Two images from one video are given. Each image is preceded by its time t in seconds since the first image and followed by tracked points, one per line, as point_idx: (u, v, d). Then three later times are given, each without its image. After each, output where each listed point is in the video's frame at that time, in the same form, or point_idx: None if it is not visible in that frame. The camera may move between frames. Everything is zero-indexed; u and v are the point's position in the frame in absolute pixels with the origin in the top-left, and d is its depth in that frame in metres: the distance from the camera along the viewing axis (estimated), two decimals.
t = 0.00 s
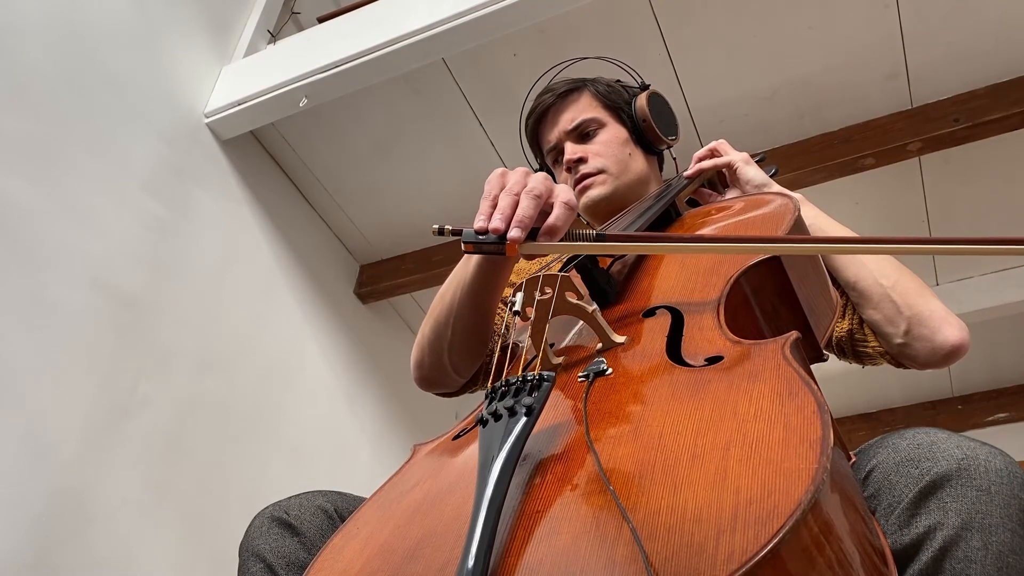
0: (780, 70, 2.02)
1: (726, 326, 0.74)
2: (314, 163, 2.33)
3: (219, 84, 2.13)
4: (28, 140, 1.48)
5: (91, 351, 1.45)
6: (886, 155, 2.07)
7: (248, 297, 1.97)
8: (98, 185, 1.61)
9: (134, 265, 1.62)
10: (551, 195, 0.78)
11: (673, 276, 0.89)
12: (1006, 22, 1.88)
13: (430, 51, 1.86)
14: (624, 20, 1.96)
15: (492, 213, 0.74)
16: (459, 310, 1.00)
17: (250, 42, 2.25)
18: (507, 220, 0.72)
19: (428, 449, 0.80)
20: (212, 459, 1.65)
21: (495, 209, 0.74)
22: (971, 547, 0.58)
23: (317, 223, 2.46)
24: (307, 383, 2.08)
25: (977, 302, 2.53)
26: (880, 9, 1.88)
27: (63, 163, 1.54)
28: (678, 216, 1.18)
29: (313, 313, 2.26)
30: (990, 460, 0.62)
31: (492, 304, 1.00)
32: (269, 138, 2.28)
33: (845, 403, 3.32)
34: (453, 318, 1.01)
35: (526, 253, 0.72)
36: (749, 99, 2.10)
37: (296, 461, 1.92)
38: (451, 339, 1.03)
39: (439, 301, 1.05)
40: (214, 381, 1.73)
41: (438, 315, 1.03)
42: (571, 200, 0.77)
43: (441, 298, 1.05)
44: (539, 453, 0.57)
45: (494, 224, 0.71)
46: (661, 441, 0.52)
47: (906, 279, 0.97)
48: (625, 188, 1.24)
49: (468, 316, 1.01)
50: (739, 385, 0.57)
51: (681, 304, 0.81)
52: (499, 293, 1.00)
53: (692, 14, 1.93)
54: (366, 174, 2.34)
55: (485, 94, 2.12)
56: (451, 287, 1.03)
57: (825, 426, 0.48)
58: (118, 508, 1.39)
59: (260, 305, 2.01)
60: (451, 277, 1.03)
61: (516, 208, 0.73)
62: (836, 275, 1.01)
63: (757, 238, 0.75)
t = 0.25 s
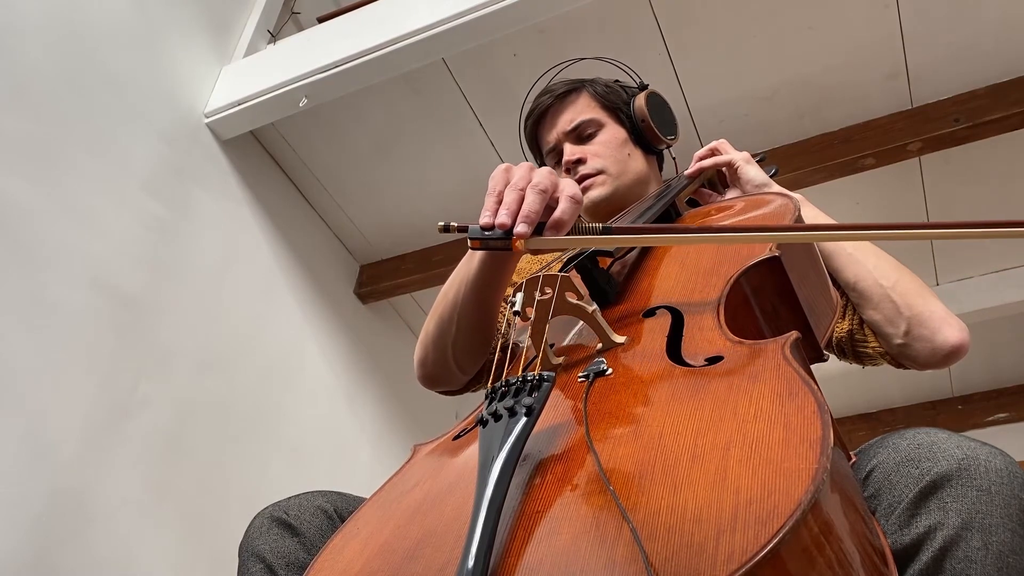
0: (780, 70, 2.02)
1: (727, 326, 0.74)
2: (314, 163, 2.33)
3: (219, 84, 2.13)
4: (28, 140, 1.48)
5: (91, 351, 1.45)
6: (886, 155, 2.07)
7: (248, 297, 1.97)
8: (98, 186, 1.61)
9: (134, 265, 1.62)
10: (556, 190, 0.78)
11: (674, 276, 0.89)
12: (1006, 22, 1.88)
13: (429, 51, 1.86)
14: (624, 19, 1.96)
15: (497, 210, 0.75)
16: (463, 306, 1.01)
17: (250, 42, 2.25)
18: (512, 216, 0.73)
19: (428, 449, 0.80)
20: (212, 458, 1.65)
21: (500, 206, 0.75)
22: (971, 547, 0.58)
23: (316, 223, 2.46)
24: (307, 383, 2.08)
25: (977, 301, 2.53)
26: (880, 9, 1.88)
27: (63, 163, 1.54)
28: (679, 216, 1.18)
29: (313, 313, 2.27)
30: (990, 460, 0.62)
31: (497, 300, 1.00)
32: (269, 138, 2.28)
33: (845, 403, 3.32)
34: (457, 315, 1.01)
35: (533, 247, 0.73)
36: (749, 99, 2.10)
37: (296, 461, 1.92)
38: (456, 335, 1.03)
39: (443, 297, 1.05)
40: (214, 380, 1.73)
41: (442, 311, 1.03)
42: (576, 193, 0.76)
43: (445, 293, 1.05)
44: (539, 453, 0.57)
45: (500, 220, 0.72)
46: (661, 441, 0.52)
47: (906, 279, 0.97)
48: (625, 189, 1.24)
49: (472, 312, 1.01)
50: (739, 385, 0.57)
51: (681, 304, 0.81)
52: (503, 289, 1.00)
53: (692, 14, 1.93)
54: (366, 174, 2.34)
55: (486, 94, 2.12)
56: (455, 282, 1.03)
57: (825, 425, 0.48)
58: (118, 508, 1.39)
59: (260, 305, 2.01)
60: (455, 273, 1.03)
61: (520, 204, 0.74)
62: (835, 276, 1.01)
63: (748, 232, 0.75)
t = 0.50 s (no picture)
0: (780, 70, 2.02)
1: (727, 326, 0.74)
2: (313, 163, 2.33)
3: (219, 84, 2.13)
4: (28, 140, 1.48)
5: (91, 350, 1.45)
6: (886, 155, 2.07)
7: (248, 297, 1.97)
8: (98, 186, 1.61)
9: (134, 265, 1.61)
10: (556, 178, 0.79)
11: (674, 276, 0.89)
12: (1006, 22, 1.88)
13: (429, 51, 1.86)
14: (624, 18, 1.96)
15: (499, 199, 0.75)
16: (466, 299, 1.02)
17: (249, 42, 2.25)
18: (513, 204, 0.73)
19: (428, 448, 0.80)
20: (212, 459, 1.65)
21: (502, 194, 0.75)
22: (972, 547, 0.58)
23: (317, 223, 2.46)
24: (307, 383, 2.08)
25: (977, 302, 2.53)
26: (880, 9, 1.88)
27: (63, 163, 1.54)
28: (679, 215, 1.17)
29: (313, 313, 2.26)
30: (991, 460, 0.61)
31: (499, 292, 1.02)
32: (268, 138, 2.28)
33: (846, 403, 3.32)
34: (458, 308, 1.02)
35: (534, 235, 0.73)
36: (749, 99, 2.10)
37: (296, 462, 1.92)
38: (458, 331, 1.04)
39: (443, 295, 1.05)
40: (214, 381, 1.73)
41: (443, 308, 1.04)
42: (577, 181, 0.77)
43: (445, 291, 1.05)
44: (539, 453, 0.57)
45: (501, 209, 0.72)
46: (662, 441, 0.52)
47: (905, 280, 0.97)
48: (625, 189, 1.23)
49: (474, 304, 1.02)
50: (739, 385, 0.57)
51: (681, 304, 0.81)
52: (505, 279, 1.02)
53: (692, 14, 1.93)
54: (365, 174, 2.34)
55: (486, 94, 2.12)
56: (455, 278, 1.04)
57: (825, 426, 0.48)
58: (118, 508, 1.39)
59: (260, 305, 2.01)
60: (454, 269, 1.04)
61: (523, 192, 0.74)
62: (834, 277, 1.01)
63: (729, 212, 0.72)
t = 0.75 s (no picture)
0: (780, 70, 2.02)
1: (728, 326, 0.74)
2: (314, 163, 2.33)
3: (219, 84, 2.13)
4: (27, 140, 1.48)
5: (91, 350, 1.45)
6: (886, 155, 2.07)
7: (248, 297, 1.97)
8: (99, 186, 1.61)
9: (134, 265, 1.61)
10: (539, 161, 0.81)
11: (674, 276, 0.89)
12: (1006, 22, 1.88)
13: (430, 51, 1.86)
14: (624, 18, 1.95)
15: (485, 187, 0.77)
16: (456, 292, 1.03)
17: (249, 42, 2.25)
18: (500, 189, 0.76)
19: (429, 448, 0.79)
20: (212, 459, 1.65)
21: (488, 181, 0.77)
22: (973, 547, 0.58)
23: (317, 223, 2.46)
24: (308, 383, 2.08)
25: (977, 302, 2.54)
26: (880, 9, 1.88)
27: (62, 163, 1.54)
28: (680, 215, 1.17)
29: (313, 313, 2.26)
30: (992, 460, 0.61)
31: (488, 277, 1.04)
32: (269, 138, 2.28)
33: (846, 403, 3.32)
34: (450, 300, 1.03)
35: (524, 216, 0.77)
36: (749, 99, 2.10)
37: (296, 462, 1.92)
38: (450, 326, 1.04)
39: (434, 293, 1.06)
40: (214, 381, 1.73)
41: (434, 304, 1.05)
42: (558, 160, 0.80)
43: (435, 288, 1.06)
44: (540, 453, 0.57)
45: (489, 195, 0.75)
46: (662, 441, 0.52)
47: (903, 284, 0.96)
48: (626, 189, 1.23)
49: (464, 297, 1.03)
50: (740, 385, 0.57)
51: (683, 303, 0.80)
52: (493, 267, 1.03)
53: (692, 14, 1.93)
54: (366, 174, 2.34)
55: (486, 94, 2.12)
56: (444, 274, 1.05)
57: (826, 426, 0.48)
58: (118, 508, 1.39)
59: (260, 305, 2.01)
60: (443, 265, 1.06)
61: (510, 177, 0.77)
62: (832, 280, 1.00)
63: (685, 175, 0.82)
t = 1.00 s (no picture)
0: (780, 70, 2.03)
1: (728, 326, 0.74)
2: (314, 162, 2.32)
3: (219, 84, 2.13)
4: (27, 140, 1.47)
5: (90, 350, 1.44)
6: (886, 155, 2.07)
7: (248, 296, 1.97)
8: (99, 187, 1.61)
9: (134, 265, 1.61)
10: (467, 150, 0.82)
11: (675, 276, 0.89)
12: (1006, 22, 1.88)
13: (430, 51, 1.86)
14: (624, 18, 1.95)
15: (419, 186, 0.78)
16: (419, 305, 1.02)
17: (249, 42, 2.25)
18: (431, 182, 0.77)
19: (430, 448, 0.80)
20: (212, 459, 1.65)
21: (420, 179, 0.78)
22: (974, 547, 0.58)
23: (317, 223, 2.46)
24: (308, 383, 2.08)
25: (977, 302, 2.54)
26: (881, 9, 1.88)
27: (62, 163, 1.54)
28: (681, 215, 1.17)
29: (313, 313, 2.26)
30: (993, 460, 0.61)
31: (452, 276, 1.01)
32: (269, 138, 2.28)
33: (846, 403, 3.32)
34: (414, 312, 1.02)
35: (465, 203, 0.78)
36: (749, 99, 2.10)
37: (296, 462, 1.92)
38: (420, 339, 1.04)
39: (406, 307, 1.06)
40: (214, 381, 1.73)
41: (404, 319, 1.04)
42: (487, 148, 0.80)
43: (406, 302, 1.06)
44: (541, 453, 0.57)
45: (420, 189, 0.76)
46: (663, 441, 0.52)
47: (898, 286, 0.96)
48: (627, 190, 1.24)
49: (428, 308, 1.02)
50: (741, 385, 0.57)
51: (683, 304, 0.80)
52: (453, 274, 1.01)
53: (693, 13, 1.93)
54: (366, 174, 2.34)
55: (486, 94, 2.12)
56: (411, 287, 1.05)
57: (827, 425, 0.48)
58: (118, 508, 1.39)
59: (260, 305, 2.01)
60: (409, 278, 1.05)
61: (441, 170, 0.78)
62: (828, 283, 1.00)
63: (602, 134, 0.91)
